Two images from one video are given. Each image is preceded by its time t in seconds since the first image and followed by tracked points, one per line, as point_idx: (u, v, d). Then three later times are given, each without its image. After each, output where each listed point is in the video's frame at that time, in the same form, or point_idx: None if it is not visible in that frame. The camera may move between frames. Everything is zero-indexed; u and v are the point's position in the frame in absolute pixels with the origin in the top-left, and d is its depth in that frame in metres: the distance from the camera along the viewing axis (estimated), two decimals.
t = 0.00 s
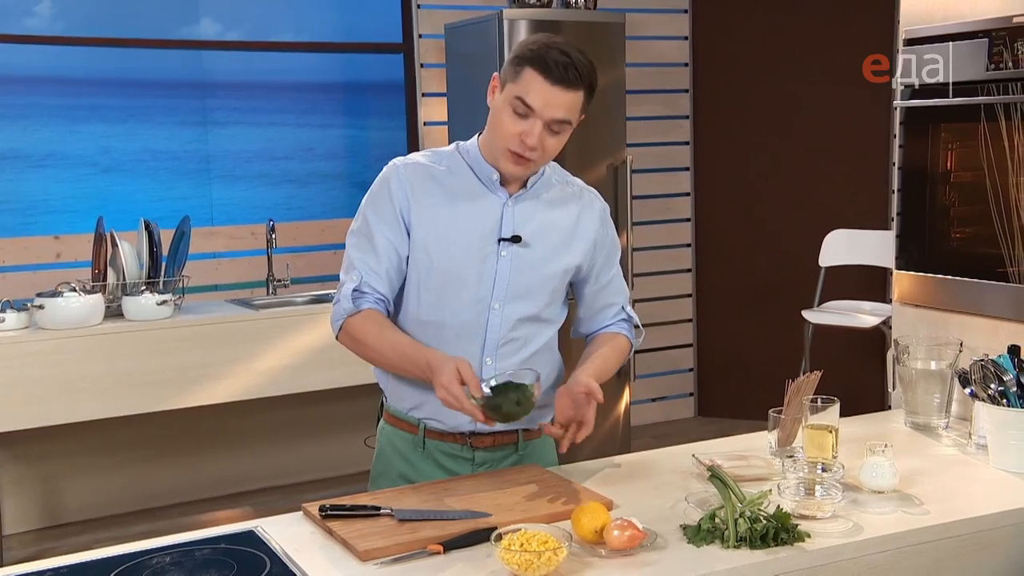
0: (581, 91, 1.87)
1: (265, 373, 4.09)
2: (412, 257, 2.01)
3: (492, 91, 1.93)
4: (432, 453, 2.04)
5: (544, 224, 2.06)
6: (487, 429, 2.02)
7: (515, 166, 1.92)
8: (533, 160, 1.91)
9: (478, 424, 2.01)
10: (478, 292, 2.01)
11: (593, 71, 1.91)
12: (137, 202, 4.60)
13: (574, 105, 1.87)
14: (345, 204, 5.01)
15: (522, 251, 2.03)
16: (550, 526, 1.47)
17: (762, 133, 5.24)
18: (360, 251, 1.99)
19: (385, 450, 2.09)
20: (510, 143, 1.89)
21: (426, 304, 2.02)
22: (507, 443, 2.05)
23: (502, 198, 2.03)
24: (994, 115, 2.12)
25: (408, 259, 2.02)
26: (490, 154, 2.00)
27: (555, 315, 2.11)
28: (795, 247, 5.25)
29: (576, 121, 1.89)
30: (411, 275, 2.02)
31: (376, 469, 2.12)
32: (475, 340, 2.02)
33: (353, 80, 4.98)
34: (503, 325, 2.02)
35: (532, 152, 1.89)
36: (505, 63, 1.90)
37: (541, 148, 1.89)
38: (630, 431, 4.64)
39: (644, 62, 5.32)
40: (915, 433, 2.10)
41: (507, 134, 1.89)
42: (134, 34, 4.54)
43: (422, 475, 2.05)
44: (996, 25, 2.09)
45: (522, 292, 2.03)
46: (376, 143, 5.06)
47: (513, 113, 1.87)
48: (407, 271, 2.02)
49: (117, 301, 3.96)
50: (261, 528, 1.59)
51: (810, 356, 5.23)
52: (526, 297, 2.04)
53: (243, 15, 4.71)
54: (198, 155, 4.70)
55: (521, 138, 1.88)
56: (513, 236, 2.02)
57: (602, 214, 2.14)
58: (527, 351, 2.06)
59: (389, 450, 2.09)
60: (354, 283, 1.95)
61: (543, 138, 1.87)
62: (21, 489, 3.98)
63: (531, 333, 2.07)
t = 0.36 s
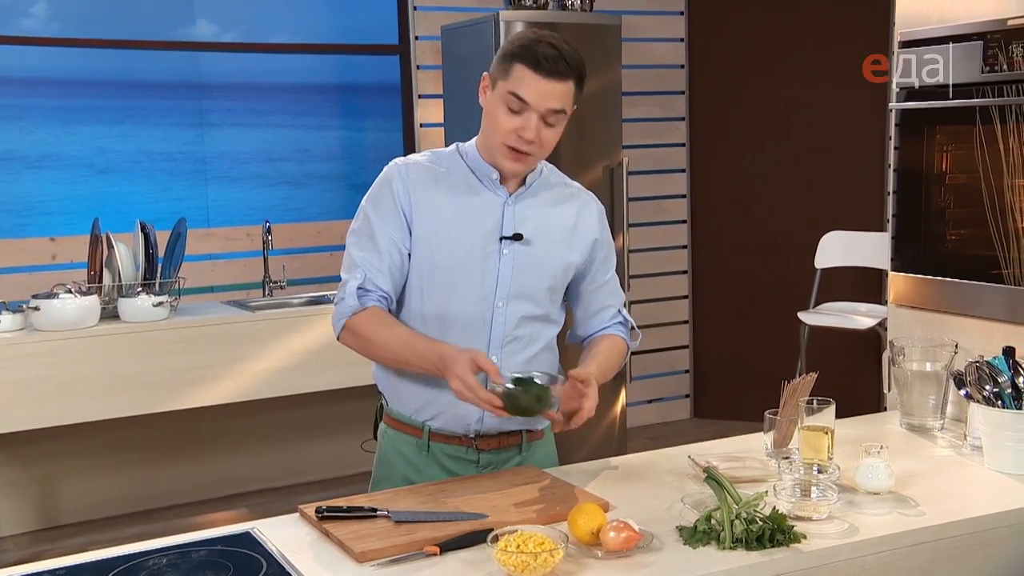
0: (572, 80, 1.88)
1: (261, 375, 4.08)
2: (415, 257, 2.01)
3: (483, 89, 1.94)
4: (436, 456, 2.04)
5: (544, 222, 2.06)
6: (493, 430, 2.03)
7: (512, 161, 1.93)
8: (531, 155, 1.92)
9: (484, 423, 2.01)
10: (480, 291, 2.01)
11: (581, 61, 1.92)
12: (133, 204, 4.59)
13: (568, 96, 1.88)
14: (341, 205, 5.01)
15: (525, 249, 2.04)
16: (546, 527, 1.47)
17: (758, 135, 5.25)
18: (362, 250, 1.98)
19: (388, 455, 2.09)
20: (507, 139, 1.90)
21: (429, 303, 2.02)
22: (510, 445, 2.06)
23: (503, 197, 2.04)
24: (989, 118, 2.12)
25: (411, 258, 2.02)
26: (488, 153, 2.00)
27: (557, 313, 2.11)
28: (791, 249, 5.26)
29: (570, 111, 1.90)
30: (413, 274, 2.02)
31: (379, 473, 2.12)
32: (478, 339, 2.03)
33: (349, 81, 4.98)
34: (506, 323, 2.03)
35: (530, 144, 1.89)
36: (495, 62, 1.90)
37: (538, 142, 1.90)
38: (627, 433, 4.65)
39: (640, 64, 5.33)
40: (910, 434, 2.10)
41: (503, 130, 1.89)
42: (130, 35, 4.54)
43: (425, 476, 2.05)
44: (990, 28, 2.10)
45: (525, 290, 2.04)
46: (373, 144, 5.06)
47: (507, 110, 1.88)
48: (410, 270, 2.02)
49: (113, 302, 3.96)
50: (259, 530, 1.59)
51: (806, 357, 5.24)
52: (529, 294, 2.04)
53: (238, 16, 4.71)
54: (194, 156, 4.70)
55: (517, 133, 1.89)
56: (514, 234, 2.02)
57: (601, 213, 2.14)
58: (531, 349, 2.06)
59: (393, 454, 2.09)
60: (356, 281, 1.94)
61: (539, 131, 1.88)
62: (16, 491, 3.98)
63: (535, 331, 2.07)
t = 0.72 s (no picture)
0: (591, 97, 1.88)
1: (261, 374, 4.08)
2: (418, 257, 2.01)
3: (497, 99, 1.93)
4: (438, 453, 2.04)
5: (547, 221, 2.06)
6: (493, 428, 2.02)
7: (529, 173, 1.92)
8: (547, 168, 1.92)
9: (484, 421, 2.01)
10: (483, 289, 2.02)
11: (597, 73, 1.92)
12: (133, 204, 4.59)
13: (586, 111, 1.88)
14: (342, 205, 5.01)
15: (527, 248, 2.04)
16: (549, 526, 1.48)
17: (758, 134, 5.25)
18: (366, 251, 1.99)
19: (391, 451, 2.10)
20: (525, 153, 1.89)
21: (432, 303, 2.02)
22: (514, 442, 2.06)
23: (506, 196, 2.04)
24: (988, 116, 2.13)
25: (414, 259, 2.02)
26: (494, 154, 2.00)
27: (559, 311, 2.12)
28: (792, 248, 5.26)
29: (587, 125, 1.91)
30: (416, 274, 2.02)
31: (382, 469, 2.12)
32: (480, 337, 2.03)
33: (349, 81, 4.98)
34: (508, 322, 2.03)
35: (548, 159, 1.89)
36: (512, 73, 1.88)
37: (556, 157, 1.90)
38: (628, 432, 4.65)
39: (640, 63, 5.33)
40: (911, 433, 2.10)
41: (521, 143, 1.88)
42: (130, 35, 4.53)
43: (426, 474, 2.05)
44: (991, 26, 2.10)
45: (527, 289, 2.04)
46: (372, 144, 5.06)
47: (527, 124, 1.87)
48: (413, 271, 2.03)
49: (113, 302, 3.96)
50: (262, 529, 1.60)
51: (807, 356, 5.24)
52: (531, 293, 2.05)
53: (238, 16, 4.71)
54: (194, 156, 4.70)
55: (537, 148, 1.88)
56: (516, 233, 2.02)
57: (604, 211, 2.14)
58: (531, 348, 2.07)
59: (394, 449, 2.09)
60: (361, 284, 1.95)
61: (557, 145, 1.88)
62: (17, 491, 3.98)
63: (535, 329, 2.07)
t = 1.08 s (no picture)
0: (591, 70, 1.90)
1: (256, 374, 4.08)
2: (426, 255, 2.02)
3: (503, 89, 1.96)
4: (439, 449, 2.04)
5: (559, 225, 2.05)
6: (494, 426, 2.05)
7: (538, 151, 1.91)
8: (556, 143, 1.91)
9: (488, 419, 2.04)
10: (489, 292, 2.01)
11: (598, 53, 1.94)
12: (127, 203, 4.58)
13: (588, 82, 1.89)
14: (336, 204, 5.00)
15: (536, 252, 2.03)
16: (547, 526, 1.48)
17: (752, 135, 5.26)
18: (373, 247, 2.01)
19: (393, 444, 2.10)
20: (531, 128, 1.89)
21: (436, 301, 2.03)
22: (515, 439, 2.08)
23: (518, 199, 2.03)
24: (981, 117, 2.14)
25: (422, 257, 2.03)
26: (509, 155, 2.00)
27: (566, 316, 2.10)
28: (786, 248, 5.27)
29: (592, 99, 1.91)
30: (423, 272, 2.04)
31: (383, 462, 2.13)
32: (485, 339, 2.02)
33: (343, 81, 4.98)
34: (513, 325, 2.02)
35: (553, 131, 1.89)
36: (512, 60, 1.93)
37: (563, 129, 1.89)
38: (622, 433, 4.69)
39: (634, 63, 5.34)
40: (906, 432, 2.11)
41: (527, 120, 1.89)
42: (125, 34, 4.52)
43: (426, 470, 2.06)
44: (986, 28, 2.11)
45: (534, 292, 2.03)
46: (367, 144, 5.06)
47: (529, 100, 1.89)
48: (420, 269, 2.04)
49: (108, 302, 3.96)
50: (260, 528, 1.60)
51: (800, 356, 5.25)
52: (538, 297, 2.04)
53: (232, 16, 4.70)
54: (187, 156, 4.69)
55: (541, 120, 1.88)
56: (526, 237, 2.01)
57: (618, 219, 2.13)
58: (535, 352, 2.06)
59: (397, 442, 2.10)
60: (366, 279, 1.98)
61: (562, 117, 1.88)
62: (11, 491, 3.97)
63: (540, 333, 2.06)
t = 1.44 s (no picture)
0: (586, 66, 1.91)
1: (254, 378, 4.08)
2: (428, 258, 2.04)
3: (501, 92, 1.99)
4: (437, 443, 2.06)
5: (562, 230, 2.04)
6: (492, 427, 2.05)
7: (534, 147, 1.91)
8: (552, 140, 1.91)
9: (484, 420, 2.04)
10: (489, 296, 2.01)
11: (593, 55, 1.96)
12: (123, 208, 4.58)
13: (581, 80, 1.91)
14: (333, 208, 5.00)
15: (537, 256, 2.02)
16: (550, 528, 1.48)
17: (749, 137, 5.27)
18: (377, 248, 2.05)
19: (392, 435, 2.12)
20: (525, 125, 1.90)
21: (437, 303, 2.04)
22: (510, 441, 2.08)
23: (521, 203, 2.03)
24: (977, 119, 2.15)
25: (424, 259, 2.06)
26: (510, 160, 2.00)
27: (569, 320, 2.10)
28: (783, 250, 5.28)
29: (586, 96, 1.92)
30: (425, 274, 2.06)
31: (381, 453, 2.15)
32: (485, 342, 2.02)
33: (339, 84, 4.98)
34: (512, 328, 2.02)
35: (547, 125, 1.90)
36: (508, 64, 1.95)
37: (557, 125, 1.90)
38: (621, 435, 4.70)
39: (630, 66, 5.35)
40: (907, 433, 2.12)
41: (520, 117, 1.90)
42: (122, 37, 4.50)
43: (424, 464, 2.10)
44: (983, 30, 2.11)
45: (534, 296, 2.03)
46: (363, 147, 5.06)
47: (522, 98, 1.90)
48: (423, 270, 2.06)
49: (105, 306, 3.95)
50: (262, 532, 1.60)
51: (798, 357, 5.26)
52: (538, 301, 2.03)
53: (228, 20, 4.69)
54: (183, 160, 4.69)
55: (534, 117, 1.89)
56: (527, 241, 2.01)
57: (625, 222, 2.10)
58: (534, 356, 2.05)
59: (397, 434, 2.12)
60: (366, 279, 2.04)
61: (555, 110, 1.89)
62: (9, 496, 3.96)
63: (540, 337, 2.05)
